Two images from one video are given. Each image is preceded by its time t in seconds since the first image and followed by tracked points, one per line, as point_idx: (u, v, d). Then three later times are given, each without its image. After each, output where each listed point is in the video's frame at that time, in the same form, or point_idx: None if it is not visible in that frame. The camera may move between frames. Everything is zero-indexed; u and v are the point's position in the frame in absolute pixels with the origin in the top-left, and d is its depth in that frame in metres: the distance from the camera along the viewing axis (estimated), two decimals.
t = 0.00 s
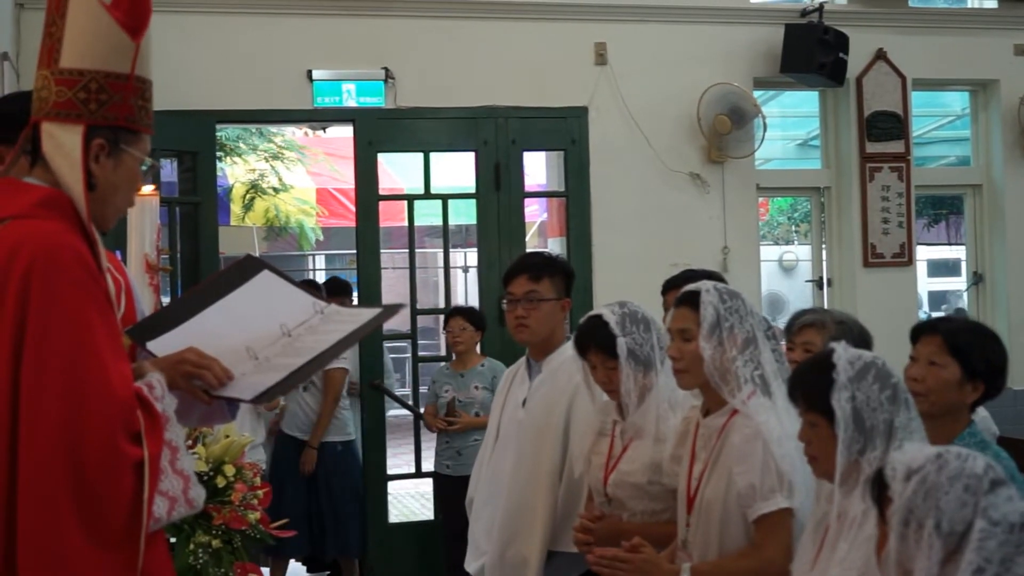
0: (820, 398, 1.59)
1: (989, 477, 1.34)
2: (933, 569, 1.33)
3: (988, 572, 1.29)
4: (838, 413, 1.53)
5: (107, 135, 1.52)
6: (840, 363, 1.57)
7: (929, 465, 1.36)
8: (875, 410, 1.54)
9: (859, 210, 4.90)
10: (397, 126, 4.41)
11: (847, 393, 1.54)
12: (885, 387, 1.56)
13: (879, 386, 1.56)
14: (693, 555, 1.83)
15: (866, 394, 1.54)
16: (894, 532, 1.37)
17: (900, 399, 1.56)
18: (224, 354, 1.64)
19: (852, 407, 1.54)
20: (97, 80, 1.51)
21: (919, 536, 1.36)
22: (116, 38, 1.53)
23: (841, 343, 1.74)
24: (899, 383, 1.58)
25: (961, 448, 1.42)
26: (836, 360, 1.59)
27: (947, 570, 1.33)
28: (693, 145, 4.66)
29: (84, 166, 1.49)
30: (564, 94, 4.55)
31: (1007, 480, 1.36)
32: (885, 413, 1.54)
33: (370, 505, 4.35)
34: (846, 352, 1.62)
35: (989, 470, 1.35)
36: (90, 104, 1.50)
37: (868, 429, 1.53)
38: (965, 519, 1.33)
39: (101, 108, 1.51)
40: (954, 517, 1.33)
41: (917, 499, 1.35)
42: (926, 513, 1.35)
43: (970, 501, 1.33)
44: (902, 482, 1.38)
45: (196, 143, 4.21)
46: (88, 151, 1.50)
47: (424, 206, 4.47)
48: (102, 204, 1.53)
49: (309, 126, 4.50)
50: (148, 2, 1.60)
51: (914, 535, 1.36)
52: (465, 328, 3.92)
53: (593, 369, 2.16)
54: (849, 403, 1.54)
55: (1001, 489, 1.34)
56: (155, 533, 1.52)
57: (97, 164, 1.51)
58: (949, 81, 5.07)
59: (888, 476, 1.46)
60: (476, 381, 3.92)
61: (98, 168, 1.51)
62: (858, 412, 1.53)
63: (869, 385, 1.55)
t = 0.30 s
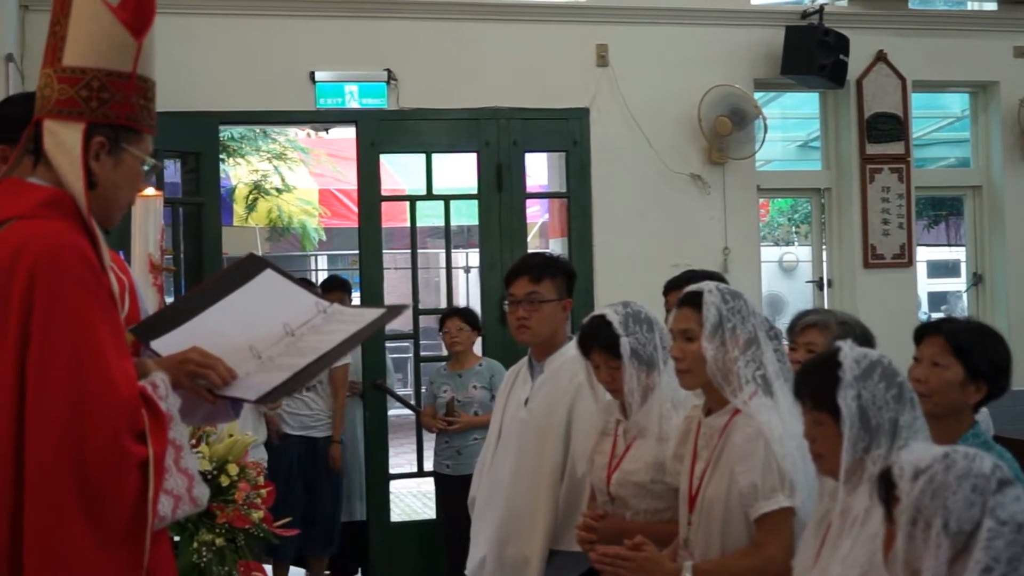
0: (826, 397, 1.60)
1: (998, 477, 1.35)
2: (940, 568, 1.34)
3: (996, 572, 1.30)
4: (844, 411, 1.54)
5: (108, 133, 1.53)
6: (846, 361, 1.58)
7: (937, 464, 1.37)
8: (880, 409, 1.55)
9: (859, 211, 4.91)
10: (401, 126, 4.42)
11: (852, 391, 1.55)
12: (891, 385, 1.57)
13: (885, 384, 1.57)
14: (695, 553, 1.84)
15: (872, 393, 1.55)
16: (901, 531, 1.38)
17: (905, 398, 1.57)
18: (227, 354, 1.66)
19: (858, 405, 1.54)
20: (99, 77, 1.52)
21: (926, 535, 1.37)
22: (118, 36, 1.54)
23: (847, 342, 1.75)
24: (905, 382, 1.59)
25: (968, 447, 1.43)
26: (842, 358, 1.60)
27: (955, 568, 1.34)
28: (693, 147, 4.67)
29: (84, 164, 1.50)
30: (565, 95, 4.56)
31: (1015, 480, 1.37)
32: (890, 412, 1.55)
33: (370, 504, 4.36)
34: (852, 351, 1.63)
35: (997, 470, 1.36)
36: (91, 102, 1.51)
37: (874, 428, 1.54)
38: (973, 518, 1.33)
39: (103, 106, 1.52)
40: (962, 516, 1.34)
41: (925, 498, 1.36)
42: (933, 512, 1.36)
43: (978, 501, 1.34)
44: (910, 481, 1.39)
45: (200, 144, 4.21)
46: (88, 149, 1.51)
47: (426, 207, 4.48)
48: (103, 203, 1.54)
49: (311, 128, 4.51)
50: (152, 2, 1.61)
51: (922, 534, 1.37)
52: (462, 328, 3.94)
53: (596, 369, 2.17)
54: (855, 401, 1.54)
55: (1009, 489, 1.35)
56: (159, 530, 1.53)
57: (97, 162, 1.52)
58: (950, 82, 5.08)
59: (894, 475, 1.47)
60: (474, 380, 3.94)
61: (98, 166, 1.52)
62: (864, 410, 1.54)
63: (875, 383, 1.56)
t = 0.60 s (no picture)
0: (832, 394, 1.61)
1: (999, 476, 1.35)
2: (941, 566, 1.35)
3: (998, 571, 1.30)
4: (850, 407, 1.56)
5: (112, 135, 1.53)
6: (853, 358, 1.60)
7: (940, 463, 1.38)
8: (886, 406, 1.56)
9: (859, 211, 4.91)
10: (403, 126, 4.42)
11: (859, 388, 1.56)
12: (897, 383, 1.58)
13: (891, 382, 1.58)
14: (696, 552, 1.86)
15: (878, 390, 1.56)
16: (903, 529, 1.41)
17: (911, 395, 1.58)
18: (230, 354, 1.67)
19: (864, 402, 1.56)
20: (104, 79, 1.53)
21: (928, 533, 1.38)
22: (123, 38, 1.55)
23: (853, 340, 1.76)
24: (911, 380, 1.60)
25: (971, 447, 1.44)
26: (849, 355, 1.62)
27: (956, 567, 1.35)
28: (694, 147, 4.67)
29: (88, 165, 1.51)
30: (566, 96, 4.56)
31: (1017, 479, 1.37)
32: (896, 409, 1.56)
33: (372, 503, 4.38)
34: (859, 348, 1.64)
35: (999, 469, 1.36)
36: (96, 103, 1.52)
37: (879, 424, 1.55)
38: (975, 517, 1.34)
39: (107, 107, 1.53)
40: (964, 515, 1.34)
41: (927, 496, 1.38)
42: (935, 510, 1.37)
43: (980, 500, 1.34)
44: (913, 479, 1.42)
45: (204, 144, 4.22)
46: (92, 151, 1.52)
47: (428, 207, 4.49)
48: (108, 204, 1.55)
49: (313, 128, 4.51)
50: (157, 4, 1.62)
51: (924, 532, 1.39)
52: (460, 328, 3.96)
53: (599, 368, 2.19)
54: (861, 398, 1.56)
55: (1011, 488, 1.36)
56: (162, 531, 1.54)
57: (102, 164, 1.53)
58: (949, 82, 5.09)
59: (897, 474, 1.48)
60: (473, 380, 3.95)
61: (103, 168, 1.53)
62: (869, 407, 1.55)
63: (881, 380, 1.57)
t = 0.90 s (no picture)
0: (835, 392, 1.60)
1: (996, 476, 1.36)
2: (938, 565, 1.36)
3: (994, 570, 1.31)
4: (854, 406, 1.55)
5: (115, 136, 1.54)
6: (857, 357, 1.58)
7: (937, 463, 1.39)
8: (890, 405, 1.55)
9: (857, 212, 4.93)
10: (402, 127, 4.43)
11: (863, 386, 1.55)
12: (901, 381, 1.57)
13: (895, 380, 1.56)
14: (695, 552, 1.86)
15: (882, 389, 1.55)
16: (900, 528, 1.41)
17: (915, 394, 1.57)
18: (230, 353, 1.68)
19: (868, 401, 1.54)
20: (106, 80, 1.54)
21: (925, 532, 1.39)
22: (126, 39, 1.56)
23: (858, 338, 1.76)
24: (914, 379, 1.59)
25: (968, 447, 1.45)
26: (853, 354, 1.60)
27: (953, 566, 1.36)
28: (692, 147, 4.68)
29: (91, 167, 1.51)
30: (566, 96, 4.57)
31: (1015, 479, 1.38)
32: (900, 407, 1.55)
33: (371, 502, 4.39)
34: (864, 346, 1.63)
35: (996, 468, 1.37)
36: (99, 105, 1.53)
37: (882, 423, 1.54)
38: (971, 517, 1.35)
39: (110, 109, 1.53)
40: (960, 514, 1.36)
41: (924, 496, 1.39)
42: (932, 510, 1.38)
43: (977, 500, 1.36)
44: (910, 479, 1.42)
45: (204, 145, 4.24)
46: (95, 152, 1.52)
47: (428, 207, 4.50)
48: (111, 206, 1.55)
49: (313, 128, 4.52)
50: (161, 5, 1.63)
51: (921, 532, 1.40)
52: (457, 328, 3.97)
53: (600, 367, 2.20)
54: (865, 396, 1.54)
55: (1007, 488, 1.37)
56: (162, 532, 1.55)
57: (105, 165, 1.53)
58: (947, 83, 5.10)
59: (894, 473, 1.49)
60: (470, 379, 3.95)
61: (106, 169, 1.53)
62: (873, 406, 1.54)
63: (886, 379, 1.56)
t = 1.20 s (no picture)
0: (838, 391, 1.61)
1: (994, 475, 1.37)
2: (936, 564, 1.37)
3: (992, 569, 1.32)
4: (857, 404, 1.56)
5: (111, 136, 1.54)
6: (859, 356, 1.59)
7: (935, 462, 1.40)
8: (892, 404, 1.57)
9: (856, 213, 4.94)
10: (403, 128, 4.43)
11: (866, 385, 1.56)
12: (903, 381, 1.58)
13: (897, 380, 1.58)
14: (696, 550, 1.87)
15: (884, 387, 1.56)
16: (899, 527, 1.42)
17: (917, 393, 1.58)
18: (230, 352, 1.69)
19: (870, 399, 1.56)
20: (102, 80, 1.54)
21: (923, 532, 1.40)
22: (123, 39, 1.56)
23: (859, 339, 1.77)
24: (917, 378, 1.60)
25: (967, 446, 1.46)
26: (855, 352, 1.61)
27: (951, 565, 1.37)
28: (692, 147, 4.69)
29: (86, 166, 1.52)
30: (565, 97, 4.57)
31: (1013, 478, 1.39)
32: (902, 407, 1.56)
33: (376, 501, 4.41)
34: (866, 346, 1.64)
35: (994, 468, 1.38)
36: (94, 105, 1.53)
37: (884, 421, 1.56)
38: (969, 516, 1.36)
39: (105, 109, 1.54)
40: (958, 513, 1.37)
41: (923, 495, 1.40)
42: (930, 509, 1.39)
43: (975, 499, 1.36)
44: (908, 478, 1.43)
45: (205, 146, 4.24)
46: (90, 151, 1.53)
47: (429, 208, 4.50)
48: (107, 205, 1.56)
49: (314, 129, 4.52)
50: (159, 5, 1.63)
51: (919, 531, 1.41)
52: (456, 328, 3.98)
53: (601, 366, 2.21)
54: (868, 394, 1.56)
55: (1006, 487, 1.37)
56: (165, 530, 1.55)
57: (100, 164, 1.53)
58: (945, 83, 5.11)
59: (892, 472, 1.50)
60: (469, 379, 3.96)
61: (101, 168, 1.54)
62: (876, 405, 1.55)
63: (888, 378, 1.57)
